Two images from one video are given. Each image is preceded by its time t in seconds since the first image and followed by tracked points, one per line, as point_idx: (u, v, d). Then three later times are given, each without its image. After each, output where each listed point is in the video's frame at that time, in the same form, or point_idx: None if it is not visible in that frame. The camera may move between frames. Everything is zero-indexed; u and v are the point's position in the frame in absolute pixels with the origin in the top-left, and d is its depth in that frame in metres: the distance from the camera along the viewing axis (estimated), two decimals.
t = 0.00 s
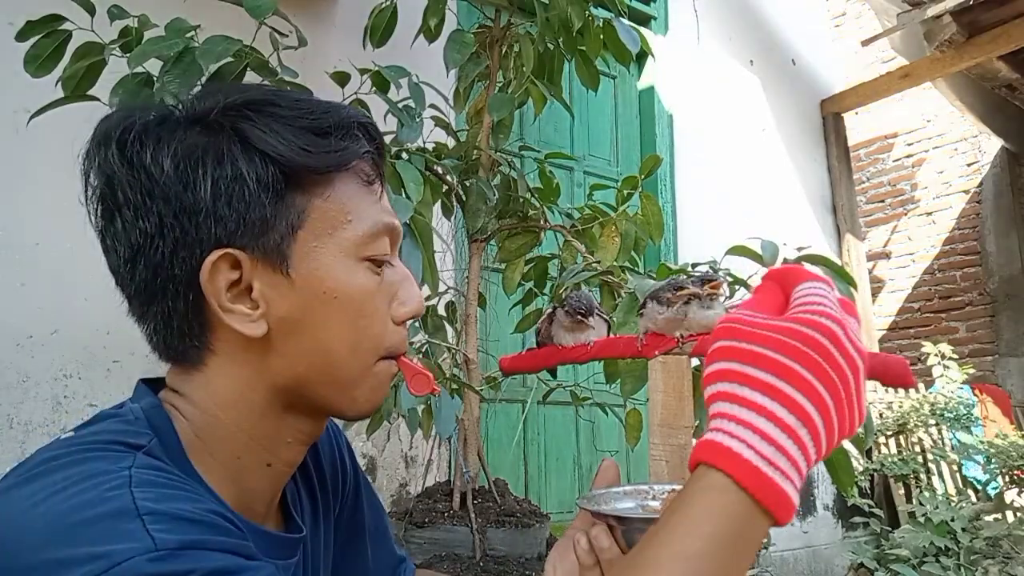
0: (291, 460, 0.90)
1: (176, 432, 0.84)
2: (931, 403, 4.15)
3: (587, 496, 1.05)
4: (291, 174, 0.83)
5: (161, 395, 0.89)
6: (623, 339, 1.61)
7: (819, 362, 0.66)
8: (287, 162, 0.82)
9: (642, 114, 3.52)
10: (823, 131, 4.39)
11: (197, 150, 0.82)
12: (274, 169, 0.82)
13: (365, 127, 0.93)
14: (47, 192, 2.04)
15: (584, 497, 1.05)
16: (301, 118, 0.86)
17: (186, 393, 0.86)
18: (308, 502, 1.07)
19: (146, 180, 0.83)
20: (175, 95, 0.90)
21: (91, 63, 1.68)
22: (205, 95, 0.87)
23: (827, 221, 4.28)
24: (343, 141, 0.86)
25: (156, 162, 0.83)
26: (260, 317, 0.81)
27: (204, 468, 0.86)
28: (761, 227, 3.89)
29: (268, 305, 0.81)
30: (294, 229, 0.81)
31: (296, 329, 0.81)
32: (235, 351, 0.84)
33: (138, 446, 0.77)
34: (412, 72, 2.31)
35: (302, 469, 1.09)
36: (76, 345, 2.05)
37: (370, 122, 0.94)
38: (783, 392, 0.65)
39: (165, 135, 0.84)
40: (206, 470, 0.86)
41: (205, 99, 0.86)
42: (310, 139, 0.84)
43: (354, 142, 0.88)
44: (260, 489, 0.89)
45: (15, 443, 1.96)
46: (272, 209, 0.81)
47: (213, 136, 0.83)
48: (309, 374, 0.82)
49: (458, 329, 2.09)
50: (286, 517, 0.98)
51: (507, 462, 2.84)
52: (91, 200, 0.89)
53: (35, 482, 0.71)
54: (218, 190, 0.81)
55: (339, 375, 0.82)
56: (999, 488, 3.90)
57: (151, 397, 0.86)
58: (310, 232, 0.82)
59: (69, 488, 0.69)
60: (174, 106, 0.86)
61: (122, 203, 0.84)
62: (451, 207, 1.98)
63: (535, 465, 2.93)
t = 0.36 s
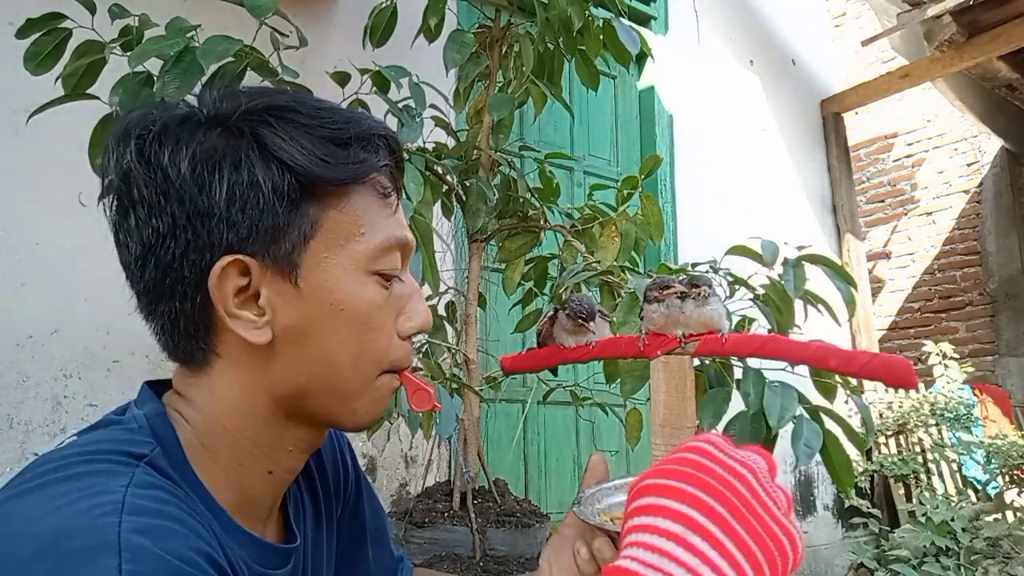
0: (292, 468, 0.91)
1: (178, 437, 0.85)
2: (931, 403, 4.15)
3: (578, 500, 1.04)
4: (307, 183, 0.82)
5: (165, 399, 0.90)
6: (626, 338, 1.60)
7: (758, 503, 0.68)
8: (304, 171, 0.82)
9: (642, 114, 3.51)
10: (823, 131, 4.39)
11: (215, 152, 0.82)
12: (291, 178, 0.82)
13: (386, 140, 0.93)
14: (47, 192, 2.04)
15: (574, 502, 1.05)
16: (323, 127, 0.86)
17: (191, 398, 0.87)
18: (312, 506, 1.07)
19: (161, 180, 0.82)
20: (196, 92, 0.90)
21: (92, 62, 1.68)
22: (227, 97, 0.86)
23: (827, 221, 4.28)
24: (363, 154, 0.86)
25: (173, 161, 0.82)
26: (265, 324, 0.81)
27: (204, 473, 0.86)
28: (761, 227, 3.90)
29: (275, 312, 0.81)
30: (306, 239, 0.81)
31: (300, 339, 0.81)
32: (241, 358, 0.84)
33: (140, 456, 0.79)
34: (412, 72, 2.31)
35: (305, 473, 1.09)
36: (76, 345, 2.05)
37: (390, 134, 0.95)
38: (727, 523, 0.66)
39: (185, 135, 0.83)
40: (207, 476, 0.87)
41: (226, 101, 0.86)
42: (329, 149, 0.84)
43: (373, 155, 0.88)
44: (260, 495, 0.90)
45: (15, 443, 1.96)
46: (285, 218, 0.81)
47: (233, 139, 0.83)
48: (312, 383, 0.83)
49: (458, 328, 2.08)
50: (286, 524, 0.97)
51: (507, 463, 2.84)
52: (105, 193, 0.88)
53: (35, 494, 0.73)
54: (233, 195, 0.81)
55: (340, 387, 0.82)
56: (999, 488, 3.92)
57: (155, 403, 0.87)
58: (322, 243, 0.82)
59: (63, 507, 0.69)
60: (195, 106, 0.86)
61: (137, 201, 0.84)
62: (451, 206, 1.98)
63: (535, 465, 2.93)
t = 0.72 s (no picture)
0: (289, 477, 0.91)
1: (174, 444, 0.85)
2: (931, 403, 4.16)
3: (573, 525, 1.07)
4: (316, 192, 0.82)
5: (163, 406, 0.90)
6: (624, 338, 1.60)
7: (757, 552, 0.76)
8: (313, 180, 0.82)
9: (642, 114, 3.51)
10: (823, 131, 4.39)
11: (225, 158, 0.82)
12: (300, 186, 0.82)
13: (397, 149, 0.93)
14: (48, 193, 2.05)
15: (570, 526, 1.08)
16: (334, 136, 0.86)
17: (189, 406, 0.87)
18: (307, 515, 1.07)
19: (169, 185, 0.82)
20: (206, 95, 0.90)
21: (93, 62, 1.68)
22: (238, 102, 0.87)
23: (827, 221, 4.29)
24: (374, 164, 0.86)
25: (181, 166, 0.82)
26: (268, 333, 0.81)
27: (200, 482, 0.86)
28: (761, 227, 3.90)
29: (278, 322, 0.81)
30: (313, 249, 0.81)
31: (303, 349, 0.81)
32: (243, 368, 0.84)
33: (135, 464, 0.79)
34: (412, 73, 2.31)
35: (302, 481, 1.10)
36: (76, 344, 2.06)
37: (401, 144, 0.95)
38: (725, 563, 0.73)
39: (194, 140, 0.83)
40: (202, 484, 0.87)
41: (236, 106, 0.86)
42: (339, 159, 0.84)
43: (384, 165, 0.88)
44: (256, 504, 0.90)
45: (15, 443, 1.96)
46: (293, 228, 0.81)
47: (242, 146, 0.83)
48: (313, 394, 0.83)
49: (459, 328, 2.08)
50: (281, 534, 0.97)
51: (506, 463, 2.84)
52: (111, 195, 0.88)
53: (27, 505, 0.72)
54: (241, 202, 0.81)
55: (343, 400, 0.82)
56: (999, 488, 3.93)
57: (150, 410, 0.87)
58: (330, 254, 0.82)
59: (56, 518, 0.69)
60: (205, 110, 0.86)
61: (142, 205, 0.83)
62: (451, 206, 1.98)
63: (535, 465, 2.93)
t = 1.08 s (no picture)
0: (291, 480, 0.91)
1: (174, 450, 0.85)
2: (931, 403, 4.16)
3: (579, 524, 1.08)
4: (314, 190, 0.82)
5: (162, 411, 0.90)
6: (624, 338, 1.59)
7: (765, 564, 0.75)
8: (310, 179, 0.82)
9: (642, 114, 3.51)
10: (823, 131, 4.39)
11: (219, 160, 0.81)
12: (298, 186, 0.82)
13: (391, 143, 0.93)
14: (48, 193, 2.05)
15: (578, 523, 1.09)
16: (328, 132, 0.86)
17: (189, 411, 0.87)
18: (308, 518, 1.07)
19: (164, 190, 0.82)
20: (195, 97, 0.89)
21: (93, 63, 1.68)
22: (229, 103, 0.86)
23: (827, 221, 4.29)
24: (369, 159, 0.86)
25: (176, 171, 0.82)
26: (273, 336, 0.81)
27: (201, 488, 0.86)
28: (761, 227, 3.90)
29: (282, 325, 0.81)
30: (314, 249, 0.81)
31: (306, 351, 0.82)
32: (246, 371, 0.84)
33: (135, 469, 0.79)
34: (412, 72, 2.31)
35: (304, 485, 1.10)
36: (76, 345, 2.06)
37: (395, 137, 0.95)
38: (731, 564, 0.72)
39: (187, 143, 0.83)
40: (204, 489, 0.86)
41: (227, 107, 0.86)
42: (335, 156, 0.84)
43: (380, 160, 0.88)
44: (258, 508, 0.90)
45: (15, 443, 1.96)
46: (293, 228, 0.81)
47: (237, 147, 0.82)
48: (318, 395, 0.83)
49: (459, 328, 2.08)
50: (282, 540, 0.97)
51: (506, 463, 2.84)
52: (103, 202, 0.88)
53: (28, 510, 0.73)
54: (239, 204, 0.81)
55: (348, 399, 0.83)
56: (999, 488, 3.93)
57: (150, 414, 0.87)
58: (331, 253, 0.82)
59: (56, 526, 0.70)
60: (195, 112, 0.85)
61: (137, 211, 0.83)
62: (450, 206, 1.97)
63: (535, 465, 2.93)
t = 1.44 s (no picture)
0: (286, 474, 0.92)
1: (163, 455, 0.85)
2: (931, 403, 4.16)
3: (581, 507, 1.09)
4: (275, 183, 0.82)
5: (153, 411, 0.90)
6: (624, 338, 1.59)
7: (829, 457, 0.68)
8: (270, 172, 0.82)
9: (642, 114, 3.51)
10: (823, 131, 4.39)
11: (173, 165, 0.82)
12: (258, 181, 0.81)
13: (353, 126, 0.92)
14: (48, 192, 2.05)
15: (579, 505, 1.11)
16: (282, 122, 0.85)
17: (180, 415, 0.87)
18: (308, 512, 1.07)
19: (123, 201, 0.82)
20: (151, 101, 0.90)
21: (93, 63, 1.68)
22: (181, 104, 0.86)
23: (827, 221, 4.29)
24: (329, 145, 0.85)
25: (133, 180, 0.82)
26: (250, 336, 0.81)
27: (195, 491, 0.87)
28: (761, 227, 3.90)
29: (260, 323, 0.81)
30: (282, 243, 0.81)
31: (289, 347, 0.81)
32: (228, 371, 0.84)
33: (129, 475, 0.79)
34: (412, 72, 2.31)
35: (302, 476, 1.10)
36: (76, 345, 2.06)
37: (359, 120, 0.94)
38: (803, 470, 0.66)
39: (141, 151, 0.83)
40: (200, 491, 0.87)
41: (181, 108, 0.86)
42: (292, 145, 0.83)
43: (340, 145, 0.87)
44: (254, 504, 0.91)
45: (15, 443, 1.96)
46: (258, 224, 0.81)
47: (192, 150, 0.82)
48: (305, 388, 0.83)
49: (458, 328, 2.08)
50: (282, 535, 0.97)
51: (506, 463, 2.84)
52: (68, 217, 0.89)
53: (29, 517, 0.73)
54: (198, 206, 0.80)
55: (337, 390, 0.83)
56: (999, 487, 3.93)
57: (142, 415, 0.87)
58: (300, 245, 0.81)
59: (58, 532, 0.70)
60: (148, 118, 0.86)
61: (101, 224, 0.84)
62: (450, 206, 1.97)
63: (535, 465, 2.93)
